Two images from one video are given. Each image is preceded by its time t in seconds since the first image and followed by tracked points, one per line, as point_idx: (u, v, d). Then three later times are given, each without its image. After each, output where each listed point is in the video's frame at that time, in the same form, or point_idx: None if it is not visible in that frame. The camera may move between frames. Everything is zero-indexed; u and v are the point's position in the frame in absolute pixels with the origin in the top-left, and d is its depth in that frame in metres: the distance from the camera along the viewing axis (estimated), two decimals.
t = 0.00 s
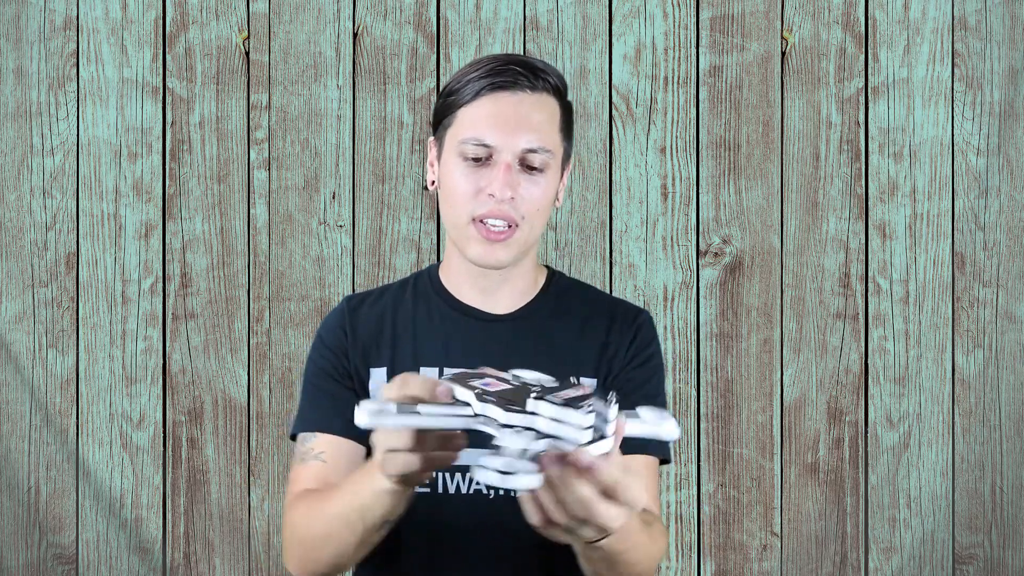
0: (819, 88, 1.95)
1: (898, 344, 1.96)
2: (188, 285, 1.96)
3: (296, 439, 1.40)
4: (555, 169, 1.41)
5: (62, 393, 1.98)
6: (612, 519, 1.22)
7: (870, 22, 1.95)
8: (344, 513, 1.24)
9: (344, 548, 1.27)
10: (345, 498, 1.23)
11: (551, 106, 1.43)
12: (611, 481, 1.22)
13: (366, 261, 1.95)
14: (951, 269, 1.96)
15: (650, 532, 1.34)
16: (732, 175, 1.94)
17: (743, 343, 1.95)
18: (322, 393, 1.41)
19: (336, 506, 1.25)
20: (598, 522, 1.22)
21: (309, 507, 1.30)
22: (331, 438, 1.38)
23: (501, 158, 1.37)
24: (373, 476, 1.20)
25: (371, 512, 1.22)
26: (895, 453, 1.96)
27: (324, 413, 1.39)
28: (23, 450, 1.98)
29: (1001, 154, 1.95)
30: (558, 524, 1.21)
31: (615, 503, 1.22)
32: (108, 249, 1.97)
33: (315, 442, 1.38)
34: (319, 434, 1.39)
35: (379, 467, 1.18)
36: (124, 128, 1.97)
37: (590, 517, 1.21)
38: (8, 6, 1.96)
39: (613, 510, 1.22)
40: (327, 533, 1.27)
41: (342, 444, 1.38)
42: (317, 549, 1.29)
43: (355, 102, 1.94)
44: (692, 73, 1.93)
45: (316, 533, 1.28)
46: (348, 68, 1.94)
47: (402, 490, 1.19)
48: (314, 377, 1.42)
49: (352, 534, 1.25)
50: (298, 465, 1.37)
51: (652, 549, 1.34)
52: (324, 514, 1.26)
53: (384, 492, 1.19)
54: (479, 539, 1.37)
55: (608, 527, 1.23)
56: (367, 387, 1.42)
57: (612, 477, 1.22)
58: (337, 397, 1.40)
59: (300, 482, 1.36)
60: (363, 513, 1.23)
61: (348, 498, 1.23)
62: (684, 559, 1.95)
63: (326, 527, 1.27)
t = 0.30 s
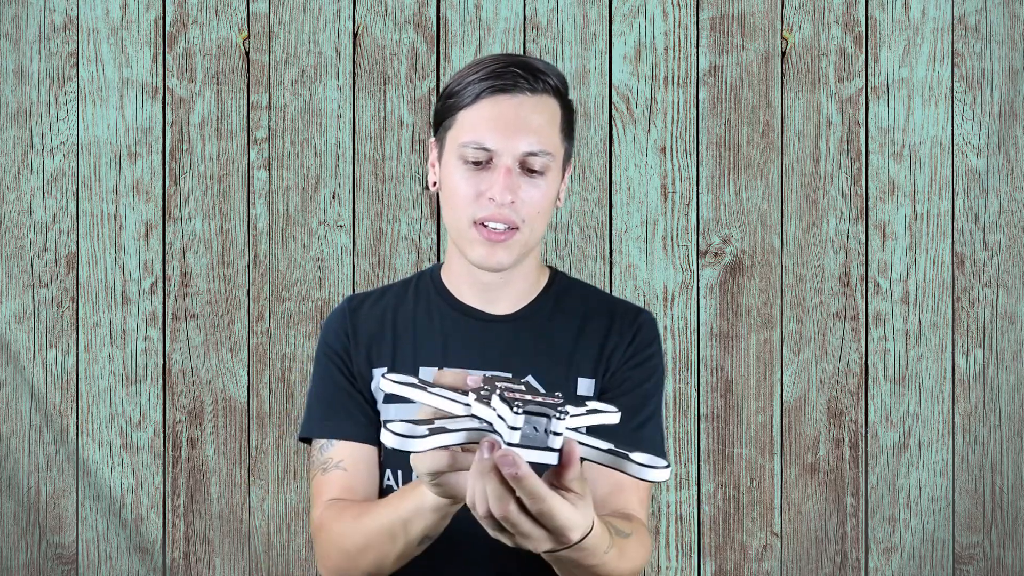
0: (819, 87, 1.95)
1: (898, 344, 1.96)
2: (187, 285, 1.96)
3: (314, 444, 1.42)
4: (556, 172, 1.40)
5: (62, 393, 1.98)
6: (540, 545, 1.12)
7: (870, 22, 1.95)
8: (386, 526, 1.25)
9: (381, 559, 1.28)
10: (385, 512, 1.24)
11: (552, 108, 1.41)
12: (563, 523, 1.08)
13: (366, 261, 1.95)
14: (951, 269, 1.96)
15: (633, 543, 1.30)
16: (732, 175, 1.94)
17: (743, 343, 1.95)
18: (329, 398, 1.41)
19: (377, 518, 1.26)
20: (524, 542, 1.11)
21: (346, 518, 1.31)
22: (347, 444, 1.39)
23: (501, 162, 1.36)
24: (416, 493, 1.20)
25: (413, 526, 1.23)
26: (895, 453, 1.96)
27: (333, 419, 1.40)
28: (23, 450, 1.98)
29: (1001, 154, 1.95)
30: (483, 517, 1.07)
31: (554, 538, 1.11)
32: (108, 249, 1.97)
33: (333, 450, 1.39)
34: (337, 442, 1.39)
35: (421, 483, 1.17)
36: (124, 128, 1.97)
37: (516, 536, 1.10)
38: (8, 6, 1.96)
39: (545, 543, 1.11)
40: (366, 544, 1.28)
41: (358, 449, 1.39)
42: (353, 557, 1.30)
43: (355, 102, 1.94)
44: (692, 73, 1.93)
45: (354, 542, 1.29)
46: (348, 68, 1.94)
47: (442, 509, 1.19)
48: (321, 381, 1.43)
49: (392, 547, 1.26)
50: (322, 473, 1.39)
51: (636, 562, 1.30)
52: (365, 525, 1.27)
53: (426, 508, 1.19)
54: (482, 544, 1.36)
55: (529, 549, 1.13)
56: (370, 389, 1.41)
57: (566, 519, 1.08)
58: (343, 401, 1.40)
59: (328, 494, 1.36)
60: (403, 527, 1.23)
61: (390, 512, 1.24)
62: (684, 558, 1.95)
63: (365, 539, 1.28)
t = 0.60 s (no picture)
0: (819, 87, 1.95)
1: (898, 344, 1.96)
2: (187, 285, 1.96)
3: (314, 442, 1.42)
4: (555, 172, 1.40)
5: (62, 393, 1.97)
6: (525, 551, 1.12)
7: (869, 22, 1.95)
8: (386, 529, 1.25)
9: (382, 560, 1.29)
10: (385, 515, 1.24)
11: (552, 108, 1.41)
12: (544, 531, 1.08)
13: (366, 261, 1.95)
14: (951, 269, 1.96)
15: (631, 547, 1.30)
16: (732, 175, 1.94)
17: (743, 343, 1.95)
18: (329, 398, 1.41)
19: (377, 520, 1.26)
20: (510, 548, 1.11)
21: (347, 520, 1.31)
22: (346, 444, 1.39)
23: (499, 161, 1.36)
24: (417, 497, 1.19)
25: (414, 530, 1.23)
26: (895, 453, 1.96)
27: (333, 419, 1.40)
28: (23, 450, 1.98)
29: (1001, 154, 1.96)
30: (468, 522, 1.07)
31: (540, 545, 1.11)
32: (108, 249, 1.97)
33: (333, 451, 1.39)
34: (337, 442, 1.39)
35: (421, 487, 1.17)
36: (124, 128, 1.97)
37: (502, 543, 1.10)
38: (8, 6, 1.96)
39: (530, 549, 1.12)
40: (367, 546, 1.28)
41: (358, 449, 1.39)
42: (353, 558, 1.31)
43: (355, 102, 1.94)
44: (692, 73, 1.93)
45: (354, 543, 1.29)
46: (348, 68, 1.94)
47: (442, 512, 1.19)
48: (320, 381, 1.43)
49: (392, 549, 1.26)
50: (322, 474, 1.39)
51: (635, 565, 1.31)
52: (366, 527, 1.27)
53: (426, 512, 1.19)
54: (478, 547, 1.36)
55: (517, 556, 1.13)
56: (368, 388, 1.41)
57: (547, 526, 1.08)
58: (342, 400, 1.40)
59: (330, 494, 1.36)
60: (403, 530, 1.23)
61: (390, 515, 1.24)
62: (684, 558, 1.95)
63: (365, 540, 1.28)
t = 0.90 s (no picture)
0: (819, 87, 1.95)
1: (898, 344, 1.96)
2: (188, 285, 1.96)
3: (315, 443, 1.42)
4: (553, 171, 1.40)
5: (62, 393, 1.97)
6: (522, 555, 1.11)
7: (870, 22, 1.95)
8: (385, 532, 1.25)
9: (383, 562, 1.29)
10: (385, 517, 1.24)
11: (550, 106, 1.41)
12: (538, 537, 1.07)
13: (366, 261, 1.95)
14: (951, 269, 1.96)
15: (631, 551, 1.30)
16: (732, 175, 1.94)
17: (743, 343, 1.95)
18: (328, 398, 1.41)
19: (377, 523, 1.26)
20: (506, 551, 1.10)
21: (348, 522, 1.31)
22: (346, 445, 1.39)
23: (496, 160, 1.36)
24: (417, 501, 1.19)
25: (413, 534, 1.23)
26: (895, 453, 1.96)
27: (333, 419, 1.40)
28: (23, 450, 1.98)
29: (1001, 154, 1.95)
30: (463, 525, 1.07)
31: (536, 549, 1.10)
32: (108, 249, 1.97)
33: (333, 453, 1.40)
34: (337, 444, 1.40)
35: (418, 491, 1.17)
36: (124, 128, 1.97)
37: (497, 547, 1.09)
38: (8, 6, 1.96)
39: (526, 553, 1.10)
40: (367, 549, 1.28)
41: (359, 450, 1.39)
42: (354, 561, 1.31)
43: (355, 102, 1.94)
44: (692, 73, 1.93)
45: (355, 546, 1.30)
46: (348, 68, 1.94)
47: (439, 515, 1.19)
48: (321, 382, 1.43)
49: (392, 552, 1.26)
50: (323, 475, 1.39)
51: (634, 568, 1.31)
52: (366, 530, 1.28)
53: (425, 517, 1.19)
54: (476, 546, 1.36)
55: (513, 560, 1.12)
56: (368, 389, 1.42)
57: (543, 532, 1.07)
58: (342, 401, 1.41)
59: (331, 494, 1.37)
60: (402, 533, 1.23)
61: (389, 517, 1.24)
62: (684, 558, 1.95)
63: (366, 543, 1.28)
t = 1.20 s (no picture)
0: (819, 87, 1.95)
1: (898, 344, 1.96)
2: (187, 285, 1.96)
3: (315, 443, 1.43)
4: (552, 172, 1.40)
5: (62, 393, 1.98)
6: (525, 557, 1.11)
7: (870, 22, 1.95)
8: (385, 534, 1.25)
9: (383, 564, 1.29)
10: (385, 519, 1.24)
11: (547, 107, 1.41)
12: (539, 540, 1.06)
13: (366, 261, 1.95)
14: (951, 269, 1.96)
15: (632, 552, 1.30)
16: (732, 174, 1.94)
17: (743, 343, 1.95)
18: (329, 398, 1.42)
19: (377, 525, 1.26)
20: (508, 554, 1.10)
21: (348, 523, 1.32)
22: (346, 446, 1.39)
23: (494, 163, 1.36)
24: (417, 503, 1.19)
25: (413, 536, 1.23)
26: (895, 453, 1.96)
27: (333, 420, 1.41)
28: (23, 450, 1.98)
29: (1001, 154, 1.95)
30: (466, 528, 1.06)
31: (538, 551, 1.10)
32: (108, 249, 1.97)
33: (333, 454, 1.40)
34: (337, 445, 1.40)
35: (418, 493, 1.16)
36: (124, 128, 1.97)
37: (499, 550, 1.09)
38: (8, 6, 1.96)
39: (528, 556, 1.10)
40: (367, 551, 1.28)
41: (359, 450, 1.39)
42: (353, 562, 1.31)
43: (355, 102, 1.94)
44: (692, 73, 1.93)
45: (354, 547, 1.30)
46: (348, 68, 1.94)
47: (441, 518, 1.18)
48: (320, 382, 1.43)
49: (392, 554, 1.26)
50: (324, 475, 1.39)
51: (635, 569, 1.31)
52: (366, 531, 1.28)
53: (424, 519, 1.19)
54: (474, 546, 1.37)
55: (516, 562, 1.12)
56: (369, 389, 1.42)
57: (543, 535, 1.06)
58: (342, 402, 1.41)
59: (331, 495, 1.37)
60: (402, 535, 1.23)
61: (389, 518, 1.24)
62: (684, 558, 1.95)
63: (365, 544, 1.28)
